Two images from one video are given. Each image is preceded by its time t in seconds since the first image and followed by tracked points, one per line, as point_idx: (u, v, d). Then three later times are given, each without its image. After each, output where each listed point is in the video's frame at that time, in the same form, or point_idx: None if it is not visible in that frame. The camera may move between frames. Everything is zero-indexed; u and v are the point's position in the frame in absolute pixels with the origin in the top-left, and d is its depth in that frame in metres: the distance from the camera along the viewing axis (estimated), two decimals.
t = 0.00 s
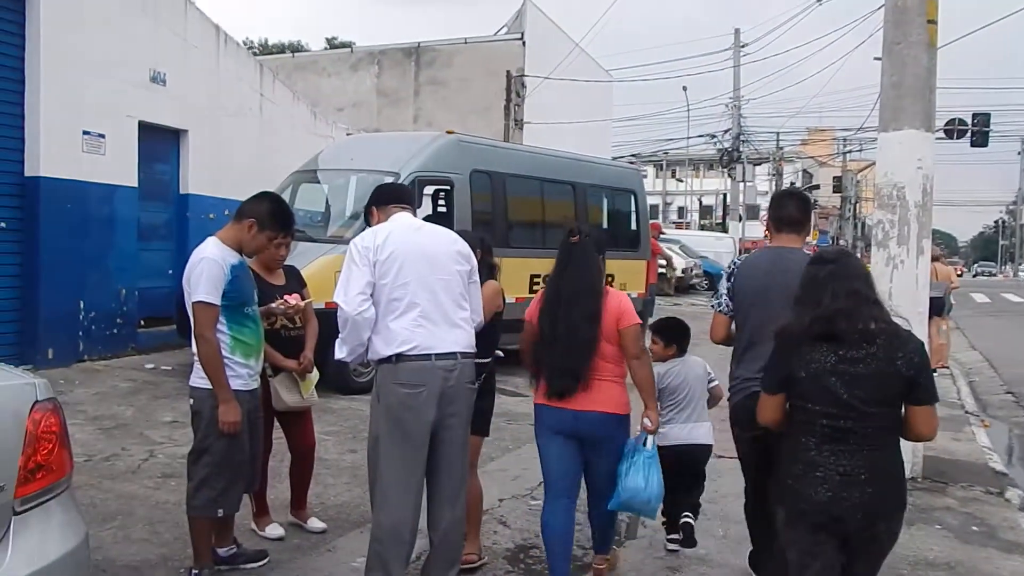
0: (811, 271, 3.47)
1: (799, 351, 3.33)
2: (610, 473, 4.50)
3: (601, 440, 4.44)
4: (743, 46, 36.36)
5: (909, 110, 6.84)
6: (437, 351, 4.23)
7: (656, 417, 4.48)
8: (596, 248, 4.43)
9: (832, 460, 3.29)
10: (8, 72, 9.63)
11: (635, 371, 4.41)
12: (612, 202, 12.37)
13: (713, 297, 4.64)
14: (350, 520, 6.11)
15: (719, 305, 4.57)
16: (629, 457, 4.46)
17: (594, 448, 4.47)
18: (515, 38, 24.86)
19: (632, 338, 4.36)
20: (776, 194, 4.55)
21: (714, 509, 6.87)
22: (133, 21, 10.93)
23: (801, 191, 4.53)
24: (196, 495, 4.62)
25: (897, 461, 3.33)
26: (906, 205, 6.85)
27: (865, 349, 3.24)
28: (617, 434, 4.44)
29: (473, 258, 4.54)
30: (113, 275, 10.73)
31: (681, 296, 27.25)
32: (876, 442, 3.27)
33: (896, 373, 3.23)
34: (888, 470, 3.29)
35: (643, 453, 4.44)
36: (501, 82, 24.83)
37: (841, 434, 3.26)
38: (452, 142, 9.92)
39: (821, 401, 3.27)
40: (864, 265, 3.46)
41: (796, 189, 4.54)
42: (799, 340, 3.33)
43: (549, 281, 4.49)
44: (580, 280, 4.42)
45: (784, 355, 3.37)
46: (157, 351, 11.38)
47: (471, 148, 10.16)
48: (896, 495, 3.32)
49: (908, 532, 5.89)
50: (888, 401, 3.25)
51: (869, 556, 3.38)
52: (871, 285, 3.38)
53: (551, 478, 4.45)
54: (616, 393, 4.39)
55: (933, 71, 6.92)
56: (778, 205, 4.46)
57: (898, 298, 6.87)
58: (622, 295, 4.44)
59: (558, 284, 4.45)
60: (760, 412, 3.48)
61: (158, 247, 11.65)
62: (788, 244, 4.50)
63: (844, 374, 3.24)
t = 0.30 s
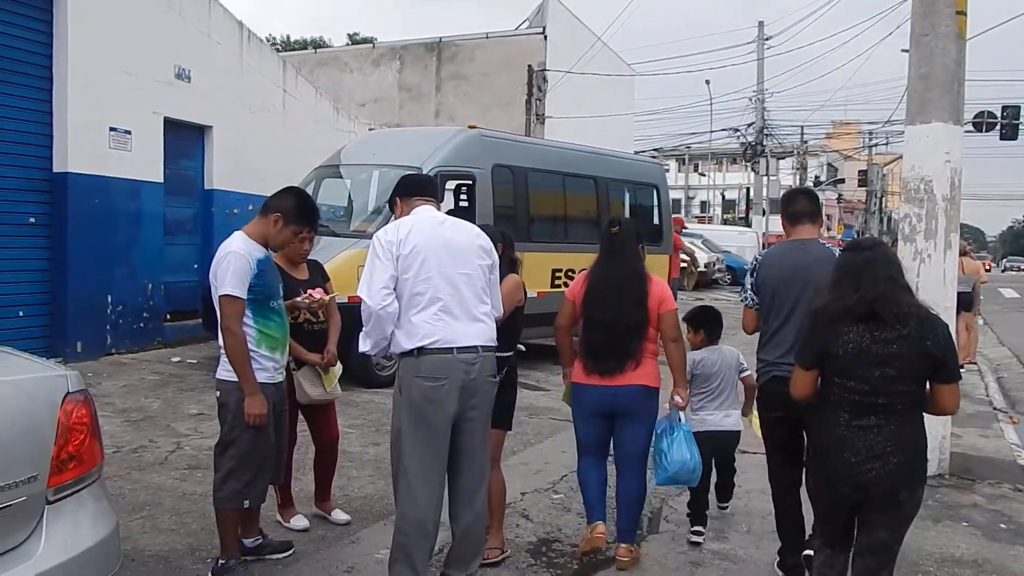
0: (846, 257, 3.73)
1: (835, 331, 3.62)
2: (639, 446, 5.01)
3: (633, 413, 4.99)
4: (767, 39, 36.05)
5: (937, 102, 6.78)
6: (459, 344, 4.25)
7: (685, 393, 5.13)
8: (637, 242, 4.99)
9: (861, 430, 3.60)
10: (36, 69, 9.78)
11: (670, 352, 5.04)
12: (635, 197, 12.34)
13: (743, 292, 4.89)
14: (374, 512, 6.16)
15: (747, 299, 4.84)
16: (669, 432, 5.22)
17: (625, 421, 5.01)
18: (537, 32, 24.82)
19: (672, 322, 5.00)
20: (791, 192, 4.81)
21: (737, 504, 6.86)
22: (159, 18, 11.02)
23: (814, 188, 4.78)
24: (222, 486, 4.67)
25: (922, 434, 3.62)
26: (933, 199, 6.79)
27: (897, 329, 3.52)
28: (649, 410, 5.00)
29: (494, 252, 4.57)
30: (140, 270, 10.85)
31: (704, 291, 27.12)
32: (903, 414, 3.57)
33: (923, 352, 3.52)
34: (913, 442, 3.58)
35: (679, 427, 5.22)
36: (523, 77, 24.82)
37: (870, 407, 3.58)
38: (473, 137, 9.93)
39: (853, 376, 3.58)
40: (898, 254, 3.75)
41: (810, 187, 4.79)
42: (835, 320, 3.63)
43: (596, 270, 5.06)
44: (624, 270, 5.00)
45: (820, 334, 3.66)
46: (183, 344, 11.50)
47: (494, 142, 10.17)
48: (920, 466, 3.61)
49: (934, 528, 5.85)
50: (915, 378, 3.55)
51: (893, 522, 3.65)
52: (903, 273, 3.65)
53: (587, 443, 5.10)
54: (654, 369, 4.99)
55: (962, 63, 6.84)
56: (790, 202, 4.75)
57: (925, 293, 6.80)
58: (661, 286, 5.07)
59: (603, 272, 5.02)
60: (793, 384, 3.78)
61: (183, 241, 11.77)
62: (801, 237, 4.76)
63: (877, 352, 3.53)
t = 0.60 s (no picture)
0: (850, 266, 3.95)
1: (842, 334, 3.85)
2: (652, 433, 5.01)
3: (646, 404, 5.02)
4: (784, 36, 35.88)
5: (957, 99, 6.72)
6: (475, 343, 4.26)
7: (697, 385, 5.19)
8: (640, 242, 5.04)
9: (869, 426, 3.82)
10: (55, 71, 9.88)
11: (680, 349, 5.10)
12: (650, 196, 12.31)
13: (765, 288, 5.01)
14: (391, 511, 6.18)
15: (771, 295, 4.94)
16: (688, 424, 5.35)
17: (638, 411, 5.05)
18: (552, 31, 24.82)
19: (678, 321, 5.05)
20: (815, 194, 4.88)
21: (753, 505, 6.84)
22: (176, 20, 11.09)
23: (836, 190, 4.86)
24: (241, 485, 4.70)
25: (927, 428, 3.83)
26: (953, 197, 6.74)
27: (899, 331, 3.75)
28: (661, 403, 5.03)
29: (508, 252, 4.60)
30: (158, 270, 10.93)
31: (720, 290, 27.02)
32: (907, 410, 3.79)
33: (924, 352, 3.73)
34: (918, 435, 3.79)
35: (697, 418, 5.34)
36: (538, 76, 24.82)
37: (878, 403, 3.80)
38: (488, 137, 9.93)
39: (860, 376, 3.81)
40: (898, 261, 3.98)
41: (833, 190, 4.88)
42: (841, 324, 3.85)
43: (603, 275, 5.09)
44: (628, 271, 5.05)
45: (829, 338, 3.89)
46: (201, 344, 11.57)
47: (509, 142, 10.17)
48: (927, 456, 3.82)
49: (953, 529, 5.81)
50: (917, 376, 3.77)
51: (903, 513, 3.84)
52: (903, 279, 3.87)
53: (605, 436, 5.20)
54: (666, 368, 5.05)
55: (982, 59, 6.79)
56: (815, 203, 4.81)
57: (944, 292, 6.75)
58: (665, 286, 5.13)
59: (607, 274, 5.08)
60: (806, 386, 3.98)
61: (200, 242, 11.85)
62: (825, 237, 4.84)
63: (880, 353, 3.76)
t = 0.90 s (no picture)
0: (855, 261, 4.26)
1: (848, 323, 4.18)
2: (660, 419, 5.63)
3: (651, 395, 5.59)
4: (799, 36, 35.73)
5: (974, 99, 6.68)
6: (492, 344, 4.27)
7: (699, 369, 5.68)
8: (642, 239, 5.51)
9: (875, 407, 4.10)
10: (72, 72, 9.95)
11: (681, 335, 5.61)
12: (664, 196, 12.28)
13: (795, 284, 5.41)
14: (404, 510, 6.21)
15: (800, 290, 5.34)
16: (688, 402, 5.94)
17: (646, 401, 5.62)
18: (565, 31, 24.80)
19: (678, 309, 5.57)
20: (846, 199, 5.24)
21: (767, 507, 6.83)
22: (192, 21, 11.15)
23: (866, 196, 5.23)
24: (255, 483, 4.73)
25: (931, 410, 4.11)
26: (970, 198, 6.70)
27: (900, 318, 4.06)
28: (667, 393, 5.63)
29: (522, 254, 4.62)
30: (173, 270, 10.99)
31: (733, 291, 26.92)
32: (911, 391, 4.07)
33: (924, 337, 4.04)
34: (923, 416, 4.06)
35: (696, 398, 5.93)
36: (551, 76, 24.81)
37: (883, 386, 4.08)
38: (502, 137, 9.93)
39: (866, 360, 4.11)
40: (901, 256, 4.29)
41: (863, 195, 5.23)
42: (847, 314, 4.18)
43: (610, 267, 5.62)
44: (631, 266, 5.55)
45: (836, 327, 4.22)
46: (216, 343, 11.63)
47: (523, 142, 10.16)
48: (931, 437, 4.10)
49: (969, 532, 5.78)
50: (919, 359, 4.06)
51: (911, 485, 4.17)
52: (908, 272, 4.20)
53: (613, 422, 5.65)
54: (666, 353, 5.57)
55: (1000, 59, 6.74)
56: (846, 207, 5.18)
57: (961, 293, 6.70)
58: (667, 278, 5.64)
59: (613, 269, 5.58)
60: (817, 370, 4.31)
61: (216, 241, 11.91)
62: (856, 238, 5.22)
63: (883, 339, 4.07)
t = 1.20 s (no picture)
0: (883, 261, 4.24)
1: (873, 322, 4.21)
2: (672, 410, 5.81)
3: (666, 389, 5.75)
4: (811, 31, 35.62)
5: (989, 95, 6.65)
6: (505, 342, 4.29)
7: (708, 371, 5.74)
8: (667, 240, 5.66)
9: (894, 404, 4.14)
10: (84, 72, 10.01)
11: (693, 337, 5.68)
12: (675, 194, 12.25)
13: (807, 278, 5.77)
14: (416, 508, 6.24)
15: (813, 283, 5.69)
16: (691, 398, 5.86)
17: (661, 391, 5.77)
18: (575, 28, 24.79)
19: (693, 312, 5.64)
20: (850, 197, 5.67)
21: (778, 506, 6.82)
22: (204, 20, 11.20)
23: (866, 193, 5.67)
24: (269, 480, 4.76)
25: (949, 408, 4.16)
26: (984, 194, 6.67)
27: (923, 320, 4.09)
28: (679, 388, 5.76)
29: (536, 253, 4.63)
30: (185, 268, 11.03)
31: (744, 288, 26.85)
32: (929, 391, 4.11)
33: (945, 338, 4.07)
34: (940, 413, 4.11)
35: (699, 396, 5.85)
36: (562, 73, 24.81)
37: (904, 384, 4.13)
38: (512, 135, 9.92)
39: (888, 359, 4.15)
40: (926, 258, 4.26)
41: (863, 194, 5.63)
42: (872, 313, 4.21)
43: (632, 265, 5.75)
44: (654, 266, 5.69)
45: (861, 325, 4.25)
46: (228, 341, 11.68)
47: (533, 139, 10.15)
48: (948, 434, 4.14)
49: (982, 531, 5.76)
50: (938, 360, 4.09)
51: (927, 479, 4.23)
52: (931, 275, 4.16)
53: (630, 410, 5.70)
54: (676, 352, 5.66)
55: (1015, 54, 6.71)
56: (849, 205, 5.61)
57: (975, 291, 6.67)
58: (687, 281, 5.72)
59: (635, 267, 5.73)
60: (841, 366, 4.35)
61: (228, 240, 11.96)
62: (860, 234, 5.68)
63: (906, 340, 4.10)
